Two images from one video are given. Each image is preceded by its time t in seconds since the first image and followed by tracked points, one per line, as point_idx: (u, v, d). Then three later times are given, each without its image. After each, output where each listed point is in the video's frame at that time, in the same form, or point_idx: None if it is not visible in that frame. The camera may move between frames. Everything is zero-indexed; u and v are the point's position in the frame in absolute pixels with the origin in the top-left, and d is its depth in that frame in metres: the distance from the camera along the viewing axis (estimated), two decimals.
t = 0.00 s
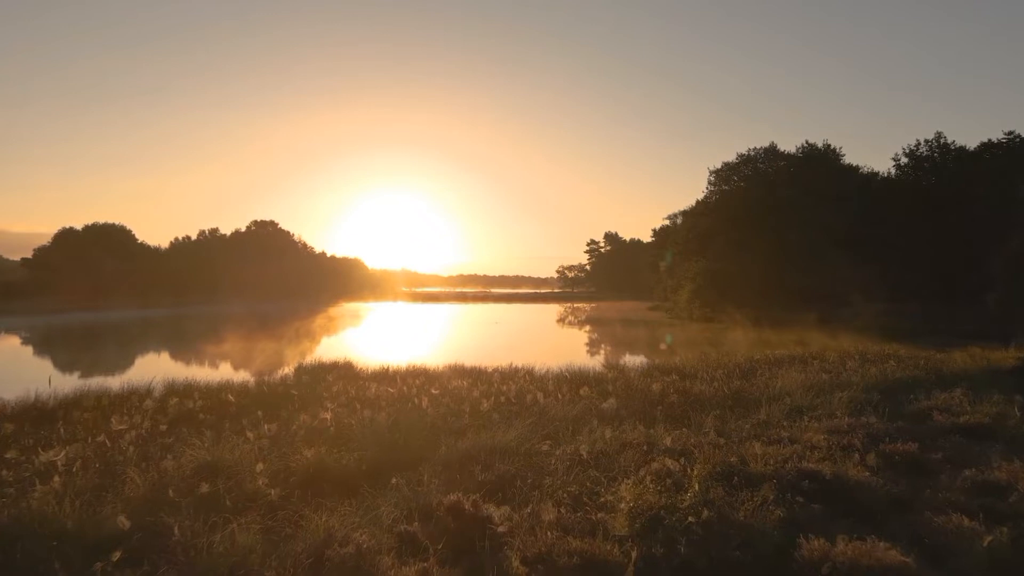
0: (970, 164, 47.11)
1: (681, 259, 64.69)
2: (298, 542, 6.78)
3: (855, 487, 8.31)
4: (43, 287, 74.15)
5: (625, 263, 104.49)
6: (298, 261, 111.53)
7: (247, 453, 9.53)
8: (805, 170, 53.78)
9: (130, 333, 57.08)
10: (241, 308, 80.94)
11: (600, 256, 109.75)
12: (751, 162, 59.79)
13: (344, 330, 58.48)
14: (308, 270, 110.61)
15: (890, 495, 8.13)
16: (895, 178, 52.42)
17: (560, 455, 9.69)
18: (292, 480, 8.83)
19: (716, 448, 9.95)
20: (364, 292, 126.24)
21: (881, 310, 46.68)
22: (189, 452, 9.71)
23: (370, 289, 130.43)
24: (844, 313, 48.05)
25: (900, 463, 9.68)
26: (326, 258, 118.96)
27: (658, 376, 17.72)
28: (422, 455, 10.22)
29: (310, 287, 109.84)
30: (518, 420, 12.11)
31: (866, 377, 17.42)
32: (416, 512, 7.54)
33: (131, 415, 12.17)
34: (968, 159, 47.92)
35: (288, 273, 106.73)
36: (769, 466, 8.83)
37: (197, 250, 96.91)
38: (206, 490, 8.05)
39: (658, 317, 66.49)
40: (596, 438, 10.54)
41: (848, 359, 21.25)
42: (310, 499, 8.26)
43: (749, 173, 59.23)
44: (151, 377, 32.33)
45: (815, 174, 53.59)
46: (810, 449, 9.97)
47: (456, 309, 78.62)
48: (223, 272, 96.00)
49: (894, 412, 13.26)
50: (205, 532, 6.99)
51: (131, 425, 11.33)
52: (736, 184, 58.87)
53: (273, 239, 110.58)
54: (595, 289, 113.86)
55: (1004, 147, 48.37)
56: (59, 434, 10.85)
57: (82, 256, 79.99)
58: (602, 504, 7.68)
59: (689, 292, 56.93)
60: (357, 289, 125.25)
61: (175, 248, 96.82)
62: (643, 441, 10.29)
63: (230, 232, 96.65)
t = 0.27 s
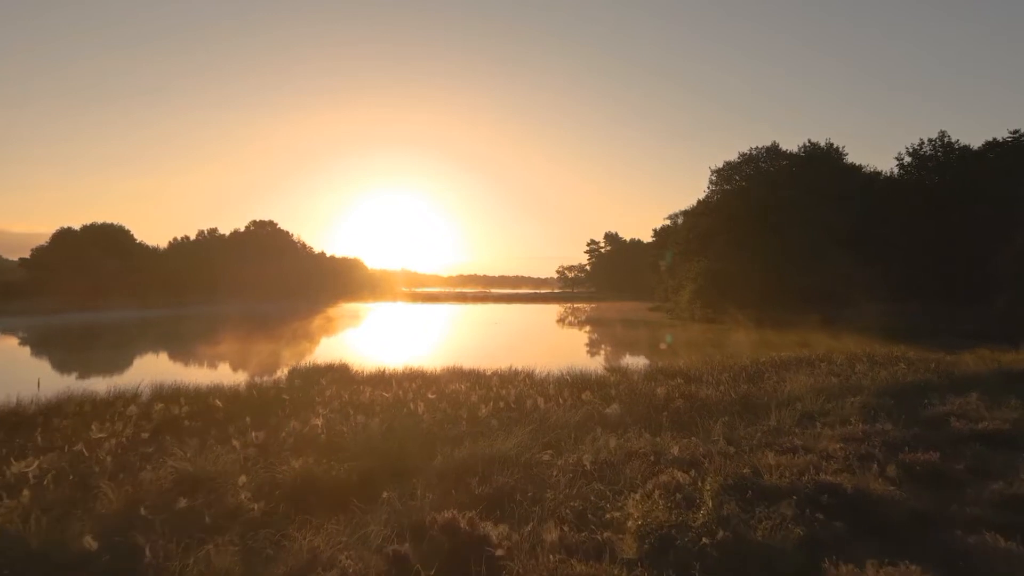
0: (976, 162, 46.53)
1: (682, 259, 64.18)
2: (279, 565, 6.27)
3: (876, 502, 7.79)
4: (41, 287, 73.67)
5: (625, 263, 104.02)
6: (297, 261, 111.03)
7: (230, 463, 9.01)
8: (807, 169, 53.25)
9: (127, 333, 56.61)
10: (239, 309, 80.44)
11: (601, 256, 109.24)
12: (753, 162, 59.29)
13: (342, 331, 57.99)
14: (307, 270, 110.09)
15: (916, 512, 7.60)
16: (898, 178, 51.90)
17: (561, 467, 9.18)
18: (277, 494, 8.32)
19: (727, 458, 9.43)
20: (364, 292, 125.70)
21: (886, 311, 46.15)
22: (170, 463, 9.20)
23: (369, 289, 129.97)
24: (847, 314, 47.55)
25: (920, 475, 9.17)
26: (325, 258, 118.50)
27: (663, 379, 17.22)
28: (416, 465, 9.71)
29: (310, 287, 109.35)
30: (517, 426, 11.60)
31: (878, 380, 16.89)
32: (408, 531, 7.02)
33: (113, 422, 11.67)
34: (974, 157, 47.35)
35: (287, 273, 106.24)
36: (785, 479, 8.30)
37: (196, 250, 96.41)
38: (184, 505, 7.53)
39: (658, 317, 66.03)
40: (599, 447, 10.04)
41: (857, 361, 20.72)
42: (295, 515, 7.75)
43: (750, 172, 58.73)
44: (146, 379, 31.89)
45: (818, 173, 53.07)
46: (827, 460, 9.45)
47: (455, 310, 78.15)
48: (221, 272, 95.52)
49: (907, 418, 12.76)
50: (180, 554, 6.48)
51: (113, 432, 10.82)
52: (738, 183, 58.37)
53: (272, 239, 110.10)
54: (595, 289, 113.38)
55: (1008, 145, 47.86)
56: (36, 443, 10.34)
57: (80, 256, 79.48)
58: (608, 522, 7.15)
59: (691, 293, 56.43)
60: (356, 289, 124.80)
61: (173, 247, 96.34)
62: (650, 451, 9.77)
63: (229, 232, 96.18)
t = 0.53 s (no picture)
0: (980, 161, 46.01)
1: (682, 259, 63.70)
2: None
3: (901, 519, 7.27)
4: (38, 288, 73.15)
5: (625, 264, 103.60)
6: (295, 262, 110.71)
7: (211, 475, 8.47)
8: (810, 168, 52.71)
9: (124, 334, 56.19)
10: (238, 309, 79.97)
11: (601, 256, 108.76)
12: (754, 161, 58.78)
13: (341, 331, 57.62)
14: (306, 271, 109.69)
15: (948, 530, 7.09)
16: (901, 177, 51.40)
17: (565, 479, 8.64)
18: (260, 509, 7.80)
19: (739, 470, 8.91)
20: (363, 292, 125.30)
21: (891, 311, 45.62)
22: (148, 474, 8.66)
23: (368, 290, 129.54)
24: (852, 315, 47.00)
25: (945, 488, 8.64)
26: (324, 258, 118.03)
27: (667, 383, 16.71)
28: (410, 476, 9.19)
29: (308, 288, 108.91)
30: (516, 434, 11.08)
31: (889, 384, 16.36)
32: (399, 553, 6.49)
33: (93, 430, 11.13)
34: (979, 155, 46.83)
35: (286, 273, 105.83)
36: (803, 493, 7.78)
37: (194, 250, 95.98)
38: (158, 522, 7.00)
39: (659, 318, 65.57)
40: (604, 458, 9.49)
41: (866, 363, 20.21)
42: (280, 535, 7.21)
43: (751, 171, 58.23)
44: (141, 380, 31.42)
45: (820, 172, 52.52)
46: (846, 471, 8.93)
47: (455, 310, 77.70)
48: (220, 272, 95.10)
49: (923, 424, 12.23)
50: None
51: (92, 441, 10.30)
52: (739, 183, 57.86)
53: (270, 239, 109.71)
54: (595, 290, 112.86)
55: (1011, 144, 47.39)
56: (9, 452, 9.80)
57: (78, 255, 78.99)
58: (615, 543, 6.63)
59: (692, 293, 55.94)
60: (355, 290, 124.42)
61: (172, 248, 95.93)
62: (658, 461, 9.24)
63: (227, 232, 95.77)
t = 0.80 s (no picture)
0: (986, 158, 45.47)
1: (683, 259, 63.23)
2: None
3: (929, 536, 6.76)
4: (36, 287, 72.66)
5: (625, 264, 103.16)
6: (295, 262, 110.33)
7: (190, 489, 7.95)
8: (812, 167, 52.22)
9: (121, 334, 55.78)
10: (236, 309, 79.55)
11: (601, 256, 108.28)
12: (756, 161, 58.29)
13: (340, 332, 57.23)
14: (305, 271, 109.30)
15: (981, 548, 6.58)
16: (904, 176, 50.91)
17: (567, 492, 8.13)
18: (241, 527, 7.28)
19: (752, 482, 8.39)
20: (363, 292, 124.92)
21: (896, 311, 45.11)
22: (124, 487, 8.14)
23: (368, 290, 129.16)
24: (856, 316, 46.50)
25: (972, 502, 8.11)
26: (324, 258, 117.58)
27: (671, 386, 16.23)
28: (404, 487, 8.67)
29: (308, 288, 108.54)
30: (516, 442, 10.57)
31: (900, 388, 15.82)
32: None
33: (72, 437, 10.63)
34: (983, 153, 46.30)
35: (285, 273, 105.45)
36: (824, 509, 7.25)
37: (193, 250, 95.59)
38: (129, 542, 6.48)
39: (660, 318, 65.17)
40: (608, 468, 8.98)
41: (874, 365, 19.69)
42: (259, 554, 6.71)
43: (753, 171, 57.75)
44: (136, 381, 30.96)
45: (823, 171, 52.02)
46: (866, 484, 8.41)
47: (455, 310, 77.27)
48: (219, 272, 94.71)
49: (942, 431, 11.71)
50: None
51: (68, 450, 9.79)
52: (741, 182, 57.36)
53: (270, 239, 109.32)
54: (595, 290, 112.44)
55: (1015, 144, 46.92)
56: None
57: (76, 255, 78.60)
58: (622, 567, 6.11)
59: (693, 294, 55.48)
60: (355, 290, 124.03)
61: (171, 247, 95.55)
62: (666, 473, 8.72)
63: (226, 232, 95.39)
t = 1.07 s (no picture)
0: (990, 157, 44.94)
1: (684, 259, 62.73)
2: None
3: (964, 560, 6.22)
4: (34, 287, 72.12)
5: (625, 264, 102.69)
6: (294, 262, 109.83)
7: (166, 504, 7.40)
8: (815, 166, 51.69)
9: (118, 334, 55.27)
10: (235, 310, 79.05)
11: (601, 256, 107.82)
12: (757, 160, 57.75)
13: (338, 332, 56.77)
14: (304, 271, 108.82)
15: (1021, 568, 6.03)
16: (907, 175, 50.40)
17: (571, 508, 7.58)
18: (219, 549, 6.74)
19: (768, 497, 7.85)
20: (362, 292, 124.42)
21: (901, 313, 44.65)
22: (95, 504, 7.59)
23: (367, 289, 128.66)
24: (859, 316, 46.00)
25: (1005, 518, 7.57)
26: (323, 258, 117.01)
27: (675, 390, 15.71)
28: (396, 505, 8.11)
29: (307, 288, 108.06)
30: (515, 450, 10.03)
31: (913, 391, 15.30)
32: None
33: (47, 447, 10.08)
34: (987, 152, 45.81)
35: (284, 273, 104.95)
36: (850, 529, 6.70)
37: (191, 249, 95.09)
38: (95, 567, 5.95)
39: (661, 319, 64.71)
40: (614, 481, 8.44)
41: (884, 369, 19.15)
42: None
43: (755, 170, 57.22)
44: (132, 382, 30.47)
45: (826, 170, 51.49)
46: (890, 499, 7.85)
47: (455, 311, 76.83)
48: (217, 272, 94.21)
49: (962, 439, 11.18)
50: None
51: (41, 461, 9.24)
52: (742, 181, 56.82)
53: (268, 239, 108.81)
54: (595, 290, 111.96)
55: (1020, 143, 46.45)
56: None
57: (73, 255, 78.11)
58: None
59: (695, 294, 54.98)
60: (354, 289, 123.54)
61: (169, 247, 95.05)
62: (676, 487, 8.18)
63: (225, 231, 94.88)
